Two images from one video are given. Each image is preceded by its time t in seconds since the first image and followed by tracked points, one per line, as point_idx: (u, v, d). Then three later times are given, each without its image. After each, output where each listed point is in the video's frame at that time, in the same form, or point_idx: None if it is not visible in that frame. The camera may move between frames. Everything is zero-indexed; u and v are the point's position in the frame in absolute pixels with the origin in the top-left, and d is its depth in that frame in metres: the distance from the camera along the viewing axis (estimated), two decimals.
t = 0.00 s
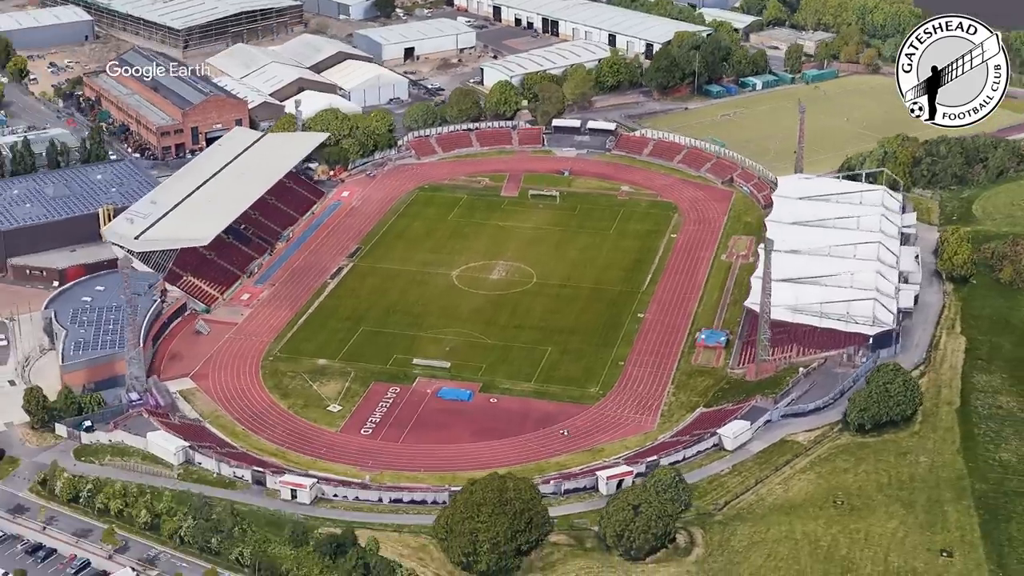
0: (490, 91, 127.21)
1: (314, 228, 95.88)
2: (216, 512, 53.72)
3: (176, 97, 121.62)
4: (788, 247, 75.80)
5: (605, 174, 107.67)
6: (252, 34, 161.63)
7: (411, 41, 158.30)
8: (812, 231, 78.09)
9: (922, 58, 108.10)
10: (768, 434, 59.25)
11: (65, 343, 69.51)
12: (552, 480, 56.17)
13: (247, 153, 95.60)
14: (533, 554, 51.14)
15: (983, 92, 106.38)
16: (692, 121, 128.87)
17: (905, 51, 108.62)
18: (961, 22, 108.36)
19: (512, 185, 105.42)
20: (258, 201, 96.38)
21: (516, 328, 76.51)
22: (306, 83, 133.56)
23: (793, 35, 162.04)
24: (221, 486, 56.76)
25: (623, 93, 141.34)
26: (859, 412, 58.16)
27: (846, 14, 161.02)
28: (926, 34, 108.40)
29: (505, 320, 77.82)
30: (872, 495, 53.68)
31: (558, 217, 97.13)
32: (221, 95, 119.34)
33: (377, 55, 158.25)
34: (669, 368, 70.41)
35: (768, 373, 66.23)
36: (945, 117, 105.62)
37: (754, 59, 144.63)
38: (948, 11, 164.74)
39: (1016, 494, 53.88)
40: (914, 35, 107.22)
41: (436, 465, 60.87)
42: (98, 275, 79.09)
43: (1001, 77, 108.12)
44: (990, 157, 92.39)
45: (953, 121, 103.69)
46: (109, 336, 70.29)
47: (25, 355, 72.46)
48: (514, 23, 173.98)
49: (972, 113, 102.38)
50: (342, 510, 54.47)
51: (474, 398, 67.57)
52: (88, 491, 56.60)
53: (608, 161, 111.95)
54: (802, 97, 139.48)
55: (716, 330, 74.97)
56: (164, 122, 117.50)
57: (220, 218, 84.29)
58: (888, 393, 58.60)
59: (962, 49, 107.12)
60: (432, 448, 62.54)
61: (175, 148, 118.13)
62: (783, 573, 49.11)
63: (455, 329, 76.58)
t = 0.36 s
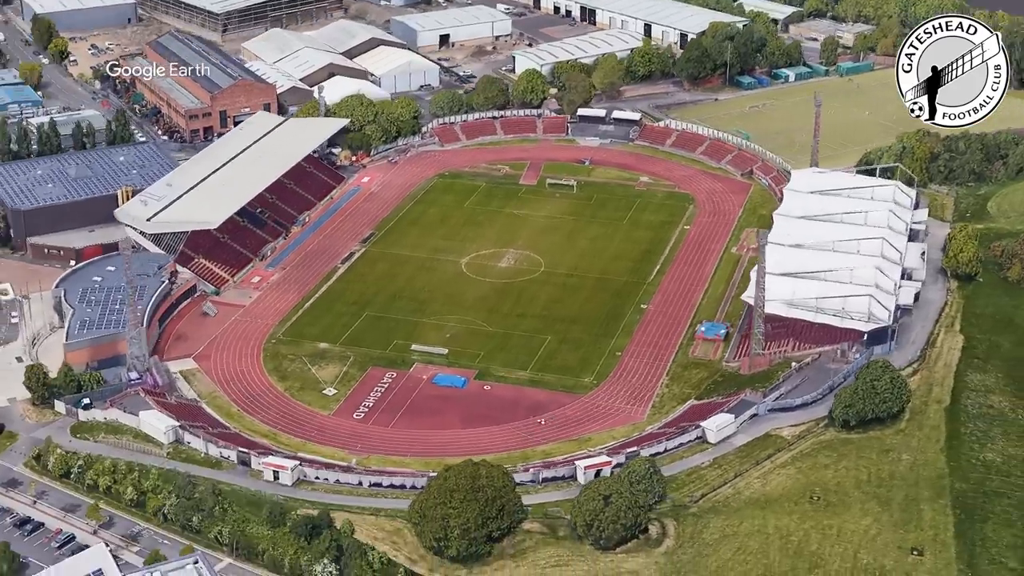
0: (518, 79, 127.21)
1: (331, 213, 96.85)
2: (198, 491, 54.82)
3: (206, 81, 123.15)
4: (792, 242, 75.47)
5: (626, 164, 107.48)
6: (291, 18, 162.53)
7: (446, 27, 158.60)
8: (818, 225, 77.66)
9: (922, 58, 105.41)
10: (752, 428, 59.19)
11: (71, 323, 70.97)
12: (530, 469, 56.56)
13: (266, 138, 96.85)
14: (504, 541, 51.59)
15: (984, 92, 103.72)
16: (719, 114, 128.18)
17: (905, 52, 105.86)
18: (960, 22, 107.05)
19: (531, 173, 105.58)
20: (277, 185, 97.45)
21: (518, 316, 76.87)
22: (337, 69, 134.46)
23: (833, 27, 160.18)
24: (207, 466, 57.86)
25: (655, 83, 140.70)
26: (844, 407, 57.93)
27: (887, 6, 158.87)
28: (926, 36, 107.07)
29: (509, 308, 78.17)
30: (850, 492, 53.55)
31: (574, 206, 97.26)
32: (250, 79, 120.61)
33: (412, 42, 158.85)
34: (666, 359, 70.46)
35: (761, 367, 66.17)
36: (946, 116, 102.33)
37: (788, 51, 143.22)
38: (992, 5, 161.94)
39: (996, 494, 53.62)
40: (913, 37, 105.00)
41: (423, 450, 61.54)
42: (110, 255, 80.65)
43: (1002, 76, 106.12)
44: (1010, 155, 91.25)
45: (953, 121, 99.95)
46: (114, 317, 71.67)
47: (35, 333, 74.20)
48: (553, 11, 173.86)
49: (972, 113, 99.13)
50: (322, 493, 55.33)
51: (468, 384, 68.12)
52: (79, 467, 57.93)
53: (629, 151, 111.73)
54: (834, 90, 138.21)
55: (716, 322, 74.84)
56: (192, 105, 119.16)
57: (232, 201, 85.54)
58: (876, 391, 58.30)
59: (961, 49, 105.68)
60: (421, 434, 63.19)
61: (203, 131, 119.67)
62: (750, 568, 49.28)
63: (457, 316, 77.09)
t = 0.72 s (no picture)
0: (546, 71, 126.88)
1: (347, 201, 97.45)
2: (178, 475, 55.69)
3: (236, 67, 124.45)
4: (796, 241, 74.86)
5: (646, 158, 106.97)
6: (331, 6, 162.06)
7: (482, 17, 158.52)
8: (825, 225, 76.91)
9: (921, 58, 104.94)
10: (735, 428, 58.93)
11: (75, 306, 72.26)
12: (508, 463, 56.64)
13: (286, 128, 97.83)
14: (473, 535, 51.83)
15: (984, 92, 102.76)
16: (749, 109, 127.07)
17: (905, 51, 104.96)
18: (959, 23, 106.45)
19: (551, 165, 105.43)
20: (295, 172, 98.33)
21: (519, 309, 76.99)
22: (368, 57, 135.02)
23: (875, 22, 157.70)
24: (192, 451, 58.75)
25: (687, 77, 139.59)
26: (826, 410, 57.53)
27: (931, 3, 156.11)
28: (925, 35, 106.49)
29: (511, 301, 78.30)
30: (824, 495, 53.23)
31: (589, 199, 97.06)
32: (278, 66, 121.69)
33: (449, 31, 158.98)
34: (661, 355, 70.24)
35: (753, 366, 65.56)
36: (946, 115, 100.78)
37: (825, 46, 141.33)
38: None
39: (972, 502, 53.10)
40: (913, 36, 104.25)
41: (407, 441, 61.97)
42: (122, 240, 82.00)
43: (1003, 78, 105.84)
44: None
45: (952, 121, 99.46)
46: (117, 301, 72.89)
47: (43, 315, 75.71)
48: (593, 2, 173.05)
49: (972, 113, 97.99)
50: (300, 481, 55.98)
51: (460, 376, 68.39)
52: (68, 449, 59.02)
53: (652, 145, 111.14)
54: (869, 87, 136.39)
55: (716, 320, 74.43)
56: (221, 92, 120.74)
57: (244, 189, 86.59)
58: (861, 394, 57.79)
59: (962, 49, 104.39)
60: (408, 425, 63.62)
61: (232, 118, 121.17)
62: (714, 570, 49.19)
63: (459, 308, 77.40)
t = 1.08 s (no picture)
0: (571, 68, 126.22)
1: (358, 197, 97.66)
2: (153, 470, 56.15)
3: (261, 60, 125.27)
4: (796, 247, 74.02)
5: (662, 158, 106.18)
6: None
7: (514, 13, 158.02)
8: (827, 232, 75.96)
9: (922, 56, 109.62)
10: (714, 437, 58.40)
11: (74, 297, 73.18)
12: (482, 467, 56.55)
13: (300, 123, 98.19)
14: (438, 539, 51.85)
15: (984, 91, 107.39)
16: (774, 110, 125.59)
17: (906, 50, 109.37)
18: (960, 23, 110.71)
19: (566, 164, 105.01)
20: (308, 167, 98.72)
21: (515, 310, 76.83)
22: (394, 52, 134.98)
23: (913, 23, 154.90)
24: (172, 446, 59.34)
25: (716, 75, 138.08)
26: (805, 422, 56.88)
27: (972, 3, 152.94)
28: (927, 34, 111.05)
29: (508, 301, 78.17)
30: (794, 508, 52.67)
31: (600, 199, 96.59)
32: (301, 60, 122.35)
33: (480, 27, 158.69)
34: (652, 360, 69.70)
35: (741, 374, 64.79)
36: (946, 116, 105.86)
37: (857, 47, 139.09)
38: None
39: (946, 519, 52.30)
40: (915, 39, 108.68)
41: (388, 441, 62.07)
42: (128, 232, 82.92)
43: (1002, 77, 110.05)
44: None
45: (952, 121, 103.81)
46: (115, 294, 73.72)
47: (45, 306, 76.73)
48: None
49: (972, 114, 101.99)
50: (273, 479, 56.27)
51: (449, 376, 68.38)
52: (51, 440, 59.79)
53: (670, 145, 110.25)
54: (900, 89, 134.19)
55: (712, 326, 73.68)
56: (244, 85, 121.65)
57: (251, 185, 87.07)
58: (841, 406, 57.03)
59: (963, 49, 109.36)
60: (391, 424, 63.72)
61: (254, 110, 122.01)
62: None
63: (456, 308, 77.44)
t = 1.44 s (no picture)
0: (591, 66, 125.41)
1: (366, 193, 98.07)
2: (125, 464, 56.73)
3: (282, 53, 126.06)
4: (790, 253, 73.37)
5: (675, 158, 105.50)
6: None
7: (543, 8, 157.37)
8: (824, 239, 75.18)
9: (923, 57, 110.22)
10: (686, 445, 58.10)
11: (70, 288, 74.14)
12: (451, 468, 56.66)
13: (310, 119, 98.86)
14: (398, 540, 51.99)
15: (982, 92, 108.27)
16: (797, 110, 123.89)
17: (905, 49, 110.61)
18: (961, 23, 109.54)
19: (578, 163, 104.69)
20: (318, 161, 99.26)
21: (507, 310, 76.84)
22: (418, 47, 134.72)
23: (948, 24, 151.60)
24: (148, 439, 60.03)
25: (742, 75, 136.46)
26: (776, 432, 56.45)
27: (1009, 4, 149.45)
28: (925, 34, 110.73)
29: (502, 301, 78.16)
30: (758, 519, 52.27)
31: (607, 199, 96.24)
32: (321, 54, 123.00)
33: (509, 22, 158.22)
34: (638, 364, 69.40)
35: (723, 381, 64.21)
36: (945, 116, 107.33)
37: (886, 48, 136.60)
38: None
39: (912, 535, 51.69)
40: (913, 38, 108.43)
41: (365, 440, 62.39)
42: (131, 225, 83.91)
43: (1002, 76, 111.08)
44: None
45: (953, 122, 105.30)
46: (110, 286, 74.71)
47: (44, 296, 77.81)
48: None
49: (971, 114, 103.55)
50: (243, 476, 56.70)
51: (433, 376, 68.50)
52: (32, 430, 60.60)
53: (684, 146, 109.33)
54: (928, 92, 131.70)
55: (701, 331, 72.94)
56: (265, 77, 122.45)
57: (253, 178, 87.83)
58: (815, 418, 56.51)
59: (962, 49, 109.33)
60: (370, 423, 64.02)
61: (274, 103, 122.84)
62: None
63: (449, 306, 77.54)
